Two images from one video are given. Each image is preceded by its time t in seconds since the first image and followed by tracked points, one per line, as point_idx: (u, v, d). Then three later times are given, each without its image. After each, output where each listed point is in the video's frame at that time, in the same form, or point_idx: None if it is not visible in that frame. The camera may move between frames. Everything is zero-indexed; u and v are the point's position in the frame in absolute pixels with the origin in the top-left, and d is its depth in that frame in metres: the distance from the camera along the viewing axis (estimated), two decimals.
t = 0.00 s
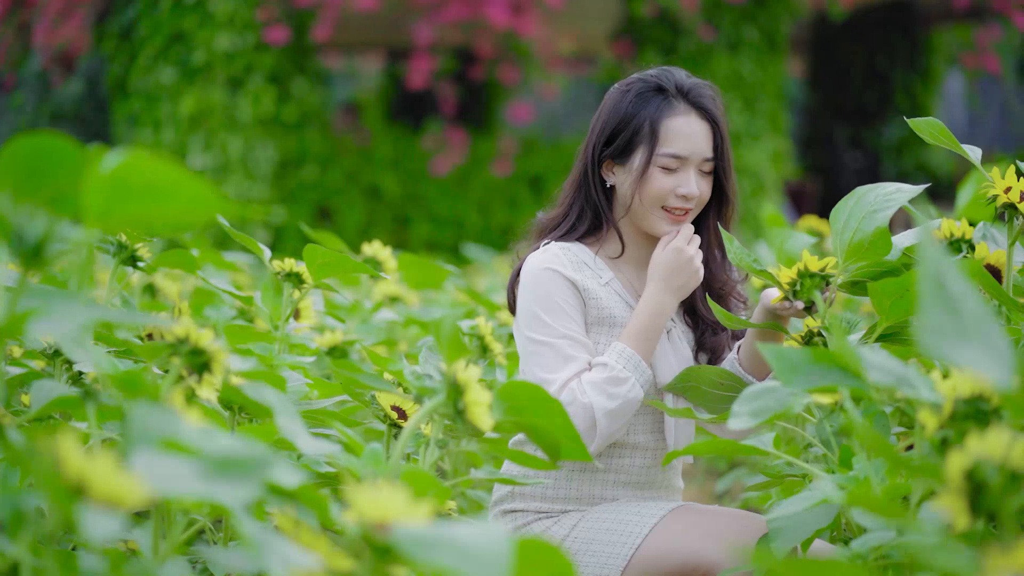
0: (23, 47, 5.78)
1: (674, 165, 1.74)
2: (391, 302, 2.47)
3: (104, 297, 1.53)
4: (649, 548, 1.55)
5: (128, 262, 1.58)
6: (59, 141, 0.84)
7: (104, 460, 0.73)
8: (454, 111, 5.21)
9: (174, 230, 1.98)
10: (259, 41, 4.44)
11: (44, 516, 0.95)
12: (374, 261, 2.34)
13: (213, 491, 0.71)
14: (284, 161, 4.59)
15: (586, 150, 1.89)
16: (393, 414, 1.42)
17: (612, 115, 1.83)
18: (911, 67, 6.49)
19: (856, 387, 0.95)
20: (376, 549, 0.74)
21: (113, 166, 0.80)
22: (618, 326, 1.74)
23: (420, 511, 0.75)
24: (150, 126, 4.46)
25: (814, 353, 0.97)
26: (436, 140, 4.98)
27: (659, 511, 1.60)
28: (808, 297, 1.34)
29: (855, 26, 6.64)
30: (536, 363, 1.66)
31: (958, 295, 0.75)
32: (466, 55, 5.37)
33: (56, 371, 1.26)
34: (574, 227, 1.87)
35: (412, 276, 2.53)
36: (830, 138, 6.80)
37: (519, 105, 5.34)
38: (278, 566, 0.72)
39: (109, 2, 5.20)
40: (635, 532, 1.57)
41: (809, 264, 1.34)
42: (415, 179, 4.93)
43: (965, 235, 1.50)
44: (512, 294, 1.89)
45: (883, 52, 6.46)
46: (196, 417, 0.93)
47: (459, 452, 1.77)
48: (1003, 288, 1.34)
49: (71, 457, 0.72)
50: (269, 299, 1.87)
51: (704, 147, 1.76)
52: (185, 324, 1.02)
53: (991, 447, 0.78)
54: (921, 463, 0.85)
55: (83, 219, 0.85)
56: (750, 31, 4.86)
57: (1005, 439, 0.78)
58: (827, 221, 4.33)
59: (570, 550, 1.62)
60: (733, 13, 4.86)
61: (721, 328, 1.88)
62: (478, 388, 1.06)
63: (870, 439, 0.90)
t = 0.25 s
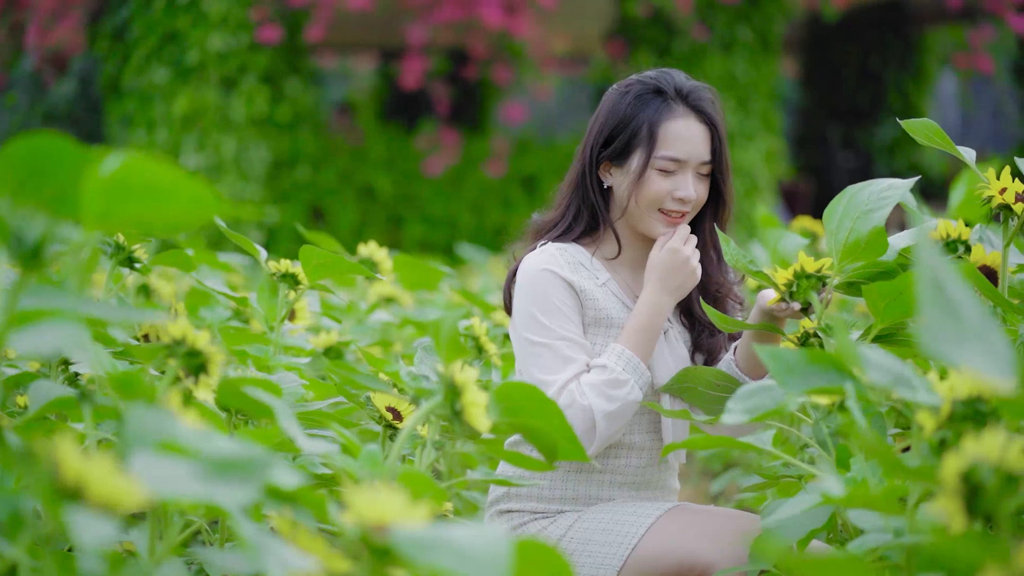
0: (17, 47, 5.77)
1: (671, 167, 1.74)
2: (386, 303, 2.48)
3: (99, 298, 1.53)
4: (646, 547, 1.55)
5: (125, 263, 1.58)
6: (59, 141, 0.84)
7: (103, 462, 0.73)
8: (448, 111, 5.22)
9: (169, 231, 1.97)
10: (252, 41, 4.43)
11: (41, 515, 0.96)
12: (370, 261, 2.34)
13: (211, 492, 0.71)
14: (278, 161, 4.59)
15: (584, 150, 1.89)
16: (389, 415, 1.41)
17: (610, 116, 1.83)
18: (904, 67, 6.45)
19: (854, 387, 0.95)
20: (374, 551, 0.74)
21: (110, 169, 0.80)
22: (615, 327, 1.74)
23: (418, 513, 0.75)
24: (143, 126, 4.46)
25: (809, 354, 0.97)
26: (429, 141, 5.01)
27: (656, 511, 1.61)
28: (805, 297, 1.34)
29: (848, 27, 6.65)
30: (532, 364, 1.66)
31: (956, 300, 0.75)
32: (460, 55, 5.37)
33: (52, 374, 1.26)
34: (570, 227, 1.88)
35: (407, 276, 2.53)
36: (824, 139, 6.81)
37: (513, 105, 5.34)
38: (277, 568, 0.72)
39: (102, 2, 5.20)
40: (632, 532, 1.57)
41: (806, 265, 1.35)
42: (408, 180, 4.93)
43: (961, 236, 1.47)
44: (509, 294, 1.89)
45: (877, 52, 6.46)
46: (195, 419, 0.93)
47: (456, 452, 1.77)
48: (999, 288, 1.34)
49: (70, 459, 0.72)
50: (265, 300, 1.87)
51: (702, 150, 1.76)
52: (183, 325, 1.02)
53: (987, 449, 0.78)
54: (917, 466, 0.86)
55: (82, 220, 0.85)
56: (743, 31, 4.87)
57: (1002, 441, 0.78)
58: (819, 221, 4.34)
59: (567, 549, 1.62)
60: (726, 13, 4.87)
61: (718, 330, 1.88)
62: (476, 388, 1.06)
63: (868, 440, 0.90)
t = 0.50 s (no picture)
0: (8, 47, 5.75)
1: (668, 172, 1.74)
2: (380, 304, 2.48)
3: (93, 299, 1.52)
4: (641, 548, 1.55)
5: (119, 264, 1.58)
6: (56, 143, 0.83)
7: (101, 466, 0.72)
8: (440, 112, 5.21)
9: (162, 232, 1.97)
10: (244, 42, 4.42)
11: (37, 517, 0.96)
12: (365, 262, 2.33)
13: (208, 495, 0.71)
14: (270, 162, 4.57)
15: (580, 152, 1.89)
16: (385, 417, 1.41)
17: (609, 118, 1.83)
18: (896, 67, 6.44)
19: (853, 389, 0.95)
20: (370, 554, 0.74)
21: (112, 173, 0.80)
22: (611, 328, 1.74)
23: (415, 515, 0.75)
24: (135, 127, 4.45)
25: (805, 355, 0.97)
26: (421, 142, 5.03)
27: (651, 511, 1.60)
28: (801, 299, 1.33)
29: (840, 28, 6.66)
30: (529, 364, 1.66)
31: (955, 305, 0.76)
32: (452, 56, 5.37)
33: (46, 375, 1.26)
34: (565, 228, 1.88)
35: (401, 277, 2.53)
36: (815, 140, 6.82)
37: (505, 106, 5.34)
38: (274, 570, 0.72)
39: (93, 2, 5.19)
40: (627, 533, 1.57)
41: (803, 266, 1.34)
42: (400, 181, 4.93)
43: (956, 238, 1.47)
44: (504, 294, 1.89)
45: (869, 53, 6.47)
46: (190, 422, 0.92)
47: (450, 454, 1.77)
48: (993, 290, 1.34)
49: (67, 461, 0.72)
50: (259, 301, 1.87)
51: (700, 155, 1.76)
52: (176, 327, 1.01)
53: (985, 451, 0.78)
54: (916, 469, 0.86)
55: (81, 223, 0.85)
56: (735, 32, 4.87)
57: (1000, 443, 0.78)
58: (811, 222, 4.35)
59: (563, 550, 1.62)
60: (718, 13, 4.88)
61: (713, 333, 1.89)
62: (473, 391, 1.06)
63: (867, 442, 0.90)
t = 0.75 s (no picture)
0: None
1: (665, 175, 1.74)
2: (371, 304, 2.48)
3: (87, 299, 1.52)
4: (635, 548, 1.55)
5: (112, 265, 1.57)
6: (55, 145, 0.83)
7: (99, 467, 0.72)
8: (431, 112, 5.22)
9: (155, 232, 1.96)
10: (237, 42, 4.40)
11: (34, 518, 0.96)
12: (357, 262, 2.33)
13: (205, 497, 0.71)
14: (259, 160, 4.50)
15: (577, 154, 1.89)
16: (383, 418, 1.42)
17: (607, 121, 1.83)
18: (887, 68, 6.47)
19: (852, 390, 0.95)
20: (368, 556, 0.74)
21: (108, 175, 0.80)
22: (607, 328, 1.74)
23: (414, 516, 0.75)
24: (126, 127, 4.46)
25: (802, 356, 0.97)
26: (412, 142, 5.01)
27: (645, 513, 1.61)
28: (795, 300, 1.35)
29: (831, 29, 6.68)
30: (525, 365, 1.66)
31: (955, 305, 0.75)
32: (444, 56, 5.37)
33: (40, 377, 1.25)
34: (561, 229, 1.88)
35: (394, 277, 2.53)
36: (807, 140, 6.84)
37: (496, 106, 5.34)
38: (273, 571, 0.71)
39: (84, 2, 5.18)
40: (622, 533, 1.58)
41: (797, 267, 1.35)
42: (392, 181, 4.94)
43: (950, 239, 1.49)
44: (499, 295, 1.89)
45: (860, 54, 6.49)
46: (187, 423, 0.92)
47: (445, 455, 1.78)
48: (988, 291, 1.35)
49: (66, 463, 0.72)
50: (254, 302, 1.87)
51: (697, 159, 1.76)
52: (171, 328, 1.01)
53: (985, 452, 0.79)
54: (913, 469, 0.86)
55: (77, 223, 0.85)
56: (727, 32, 4.87)
57: (1000, 444, 0.79)
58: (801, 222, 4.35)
59: (557, 551, 1.62)
60: (710, 13, 4.88)
61: (708, 335, 1.89)
62: (468, 392, 1.06)
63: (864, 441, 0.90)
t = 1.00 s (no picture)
0: None
1: (661, 177, 1.74)
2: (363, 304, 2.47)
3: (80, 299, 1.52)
4: (628, 548, 1.55)
5: (104, 264, 1.57)
6: (50, 144, 0.83)
7: (96, 469, 0.72)
8: (422, 112, 5.21)
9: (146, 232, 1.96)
10: (227, 42, 4.39)
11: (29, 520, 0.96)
12: (349, 262, 2.33)
13: (203, 498, 0.70)
14: (252, 160, 4.52)
15: (572, 154, 1.88)
16: (377, 418, 1.43)
17: (603, 122, 1.83)
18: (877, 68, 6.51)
19: (845, 391, 0.95)
20: (366, 557, 0.74)
21: (103, 175, 0.80)
22: (602, 329, 1.75)
23: (412, 517, 0.75)
24: (116, 127, 4.41)
25: (798, 356, 0.97)
26: (403, 142, 5.01)
27: (639, 513, 1.61)
28: (789, 299, 1.35)
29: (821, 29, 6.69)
30: (520, 365, 1.66)
31: (952, 306, 0.76)
32: (434, 56, 5.36)
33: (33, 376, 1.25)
34: (555, 229, 1.88)
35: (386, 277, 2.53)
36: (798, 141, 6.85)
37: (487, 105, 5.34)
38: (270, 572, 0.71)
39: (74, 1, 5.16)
40: (615, 533, 1.57)
41: (791, 267, 1.35)
42: (382, 181, 4.93)
43: (942, 239, 1.50)
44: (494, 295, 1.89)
45: (850, 53, 6.50)
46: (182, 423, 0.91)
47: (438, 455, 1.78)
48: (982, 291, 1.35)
49: (63, 463, 0.72)
50: (248, 302, 1.87)
51: (692, 161, 1.76)
52: (165, 328, 1.01)
53: (983, 452, 0.79)
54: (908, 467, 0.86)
55: (74, 225, 0.84)
56: (717, 32, 4.88)
57: (999, 443, 0.79)
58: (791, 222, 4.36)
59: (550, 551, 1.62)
60: (701, 13, 4.88)
61: (702, 336, 1.89)
62: (463, 392, 1.06)
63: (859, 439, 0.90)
